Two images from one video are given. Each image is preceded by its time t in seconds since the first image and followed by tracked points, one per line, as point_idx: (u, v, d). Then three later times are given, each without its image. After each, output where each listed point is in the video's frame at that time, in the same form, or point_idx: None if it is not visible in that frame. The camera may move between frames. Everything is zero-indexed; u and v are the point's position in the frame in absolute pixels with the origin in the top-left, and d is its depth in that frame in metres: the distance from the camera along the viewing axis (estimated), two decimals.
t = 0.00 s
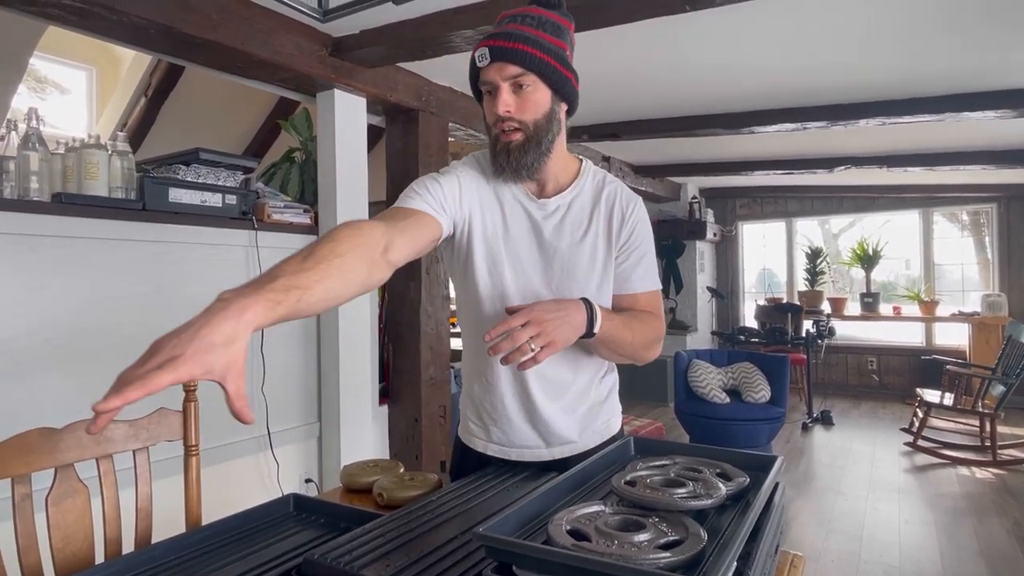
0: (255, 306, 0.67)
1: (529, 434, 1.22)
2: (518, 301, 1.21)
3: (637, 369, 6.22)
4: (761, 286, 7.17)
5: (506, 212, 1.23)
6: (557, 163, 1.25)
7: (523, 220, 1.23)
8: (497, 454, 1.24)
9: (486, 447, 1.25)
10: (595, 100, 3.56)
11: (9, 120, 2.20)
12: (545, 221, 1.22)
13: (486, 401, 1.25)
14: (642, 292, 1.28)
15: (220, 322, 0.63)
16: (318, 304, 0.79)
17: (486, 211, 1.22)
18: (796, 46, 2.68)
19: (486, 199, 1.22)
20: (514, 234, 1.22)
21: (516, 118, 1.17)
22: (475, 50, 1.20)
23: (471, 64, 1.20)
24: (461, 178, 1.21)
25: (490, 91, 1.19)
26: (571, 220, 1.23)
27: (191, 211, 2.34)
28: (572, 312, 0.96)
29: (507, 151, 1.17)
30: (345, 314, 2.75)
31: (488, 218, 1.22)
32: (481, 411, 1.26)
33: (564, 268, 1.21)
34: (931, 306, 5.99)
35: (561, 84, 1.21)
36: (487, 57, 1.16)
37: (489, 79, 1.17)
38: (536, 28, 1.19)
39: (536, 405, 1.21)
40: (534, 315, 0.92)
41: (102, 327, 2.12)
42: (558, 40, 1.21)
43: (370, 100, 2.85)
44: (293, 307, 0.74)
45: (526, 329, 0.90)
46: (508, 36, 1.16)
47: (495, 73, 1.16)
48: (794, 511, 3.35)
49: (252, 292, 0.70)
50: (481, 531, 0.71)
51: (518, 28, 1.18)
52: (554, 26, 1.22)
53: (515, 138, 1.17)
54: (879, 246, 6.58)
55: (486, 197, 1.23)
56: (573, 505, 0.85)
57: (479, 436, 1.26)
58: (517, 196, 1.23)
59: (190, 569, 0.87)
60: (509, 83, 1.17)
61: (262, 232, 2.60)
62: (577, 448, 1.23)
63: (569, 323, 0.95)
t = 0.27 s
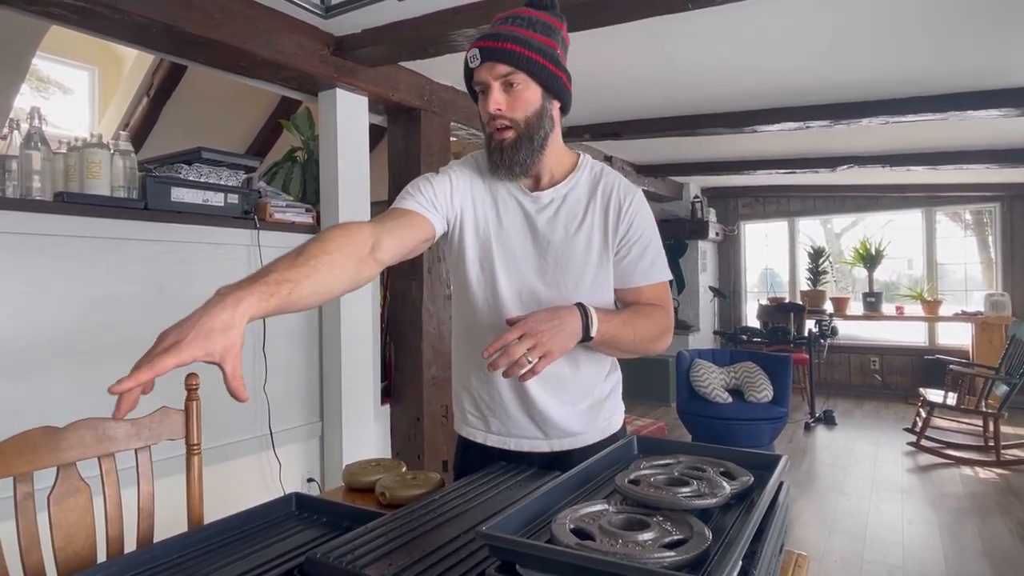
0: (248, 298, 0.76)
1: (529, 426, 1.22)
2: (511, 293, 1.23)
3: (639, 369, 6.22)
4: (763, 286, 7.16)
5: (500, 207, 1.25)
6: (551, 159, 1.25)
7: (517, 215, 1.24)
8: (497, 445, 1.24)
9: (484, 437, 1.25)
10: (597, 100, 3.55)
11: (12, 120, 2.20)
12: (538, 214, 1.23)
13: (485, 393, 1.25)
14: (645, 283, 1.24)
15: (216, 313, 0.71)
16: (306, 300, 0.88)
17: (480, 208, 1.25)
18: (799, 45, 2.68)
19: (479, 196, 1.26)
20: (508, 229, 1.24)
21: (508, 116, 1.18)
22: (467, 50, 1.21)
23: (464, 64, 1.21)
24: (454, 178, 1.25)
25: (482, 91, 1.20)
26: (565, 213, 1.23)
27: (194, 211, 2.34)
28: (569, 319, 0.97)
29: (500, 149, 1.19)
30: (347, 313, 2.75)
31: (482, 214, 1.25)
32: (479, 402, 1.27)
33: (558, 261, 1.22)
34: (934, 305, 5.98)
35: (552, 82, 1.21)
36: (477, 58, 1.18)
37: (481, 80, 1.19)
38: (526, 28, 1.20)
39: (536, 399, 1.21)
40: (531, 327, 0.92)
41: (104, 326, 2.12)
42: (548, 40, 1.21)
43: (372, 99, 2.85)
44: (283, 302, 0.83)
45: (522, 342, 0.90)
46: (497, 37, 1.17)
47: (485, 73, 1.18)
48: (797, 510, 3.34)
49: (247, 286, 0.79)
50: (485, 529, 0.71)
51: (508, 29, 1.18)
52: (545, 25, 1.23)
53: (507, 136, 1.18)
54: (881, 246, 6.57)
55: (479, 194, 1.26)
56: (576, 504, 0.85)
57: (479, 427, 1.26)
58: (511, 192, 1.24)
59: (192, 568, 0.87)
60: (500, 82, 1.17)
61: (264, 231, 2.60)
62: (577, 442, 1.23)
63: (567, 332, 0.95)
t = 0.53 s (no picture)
0: (245, 284, 0.79)
1: (528, 417, 1.23)
2: (510, 285, 1.24)
3: (642, 368, 6.21)
4: (767, 285, 7.14)
5: (498, 204, 1.26)
6: (551, 159, 1.26)
7: (515, 211, 1.25)
8: (498, 436, 1.25)
9: (484, 427, 1.26)
10: (600, 98, 3.54)
11: (16, 118, 2.20)
12: (535, 210, 1.23)
13: (484, 384, 1.26)
14: (642, 276, 1.22)
15: (211, 292, 0.74)
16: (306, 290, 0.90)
17: (480, 205, 1.27)
18: (804, 42, 2.66)
19: (479, 194, 1.27)
20: (506, 225, 1.25)
21: (506, 118, 1.19)
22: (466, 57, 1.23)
23: (463, 71, 1.23)
24: (455, 176, 1.27)
25: (482, 96, 1.22)
26: (562, 208, 1.23)
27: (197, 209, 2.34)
28: (560, 310, 0.97)
29: (500, 150, 1.20)
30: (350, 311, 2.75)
31: (481, 210, 1.26)
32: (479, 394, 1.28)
33: (555, 256, 1.22)
34: (939, 305, 5.96)
35: (549, 84, 1.22)
36: (476, 63, 1.19)
37: (480, 85, 1.20)
38: (522, 32, 1.21)
39: (535, 390, 1.22)
40: (522, 315, 0.92)
41: (108, 324, 2.12)
42: (542, 44, 1.22)
43: (376, 97, 2.85)
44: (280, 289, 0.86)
45: (514, 331, 0.90)
46: (493, 43, 1.18)
47: (484, 78, 1.19)
48: (801, 510, 3.33)
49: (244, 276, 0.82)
50: (490, 527, 0.70)
51: (504, 34, 1.20)
52: (541, 29, 1.24)
53: (506, 138, 1.20)
54: (886, 245, 6.55)
55: (479, 193, 1.27)
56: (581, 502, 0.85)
57: (479, 418, 1.27)
58: (509, 189, 1.25)
59: (194, 566, 0.87)
60: (497, 87, 1.19)
61: (268, 229, 2.60)
62: (576, 434, 1.23)
63: (557, 322, 0.95)
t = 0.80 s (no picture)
0: (252, 263, 0.85)
1: (525, 409, 1.24)
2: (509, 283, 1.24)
3: (646, 368, 6.21)
4: (772, 285, 7.13)
5: (498, 204, 1.26)
6: (551, 163, 1.27)
7: (513, 210, 1.25)
8: (497, 428, 1.26)
9: (483, 419, 1.27)
10: (604, 98, 3.54)
11: (22, 119, 2.22)
12: (533, 208, 1.24)
13: (484, 377, 1.27)
14: (639, 274, 1.22)
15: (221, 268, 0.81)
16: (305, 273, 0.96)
17: (480, 204, 1.28)
18: (809, 42, 2.66)
19: (480, 194, 1.28)
20: (505, 224, 1.25)
21: (508, 124, 1.21)
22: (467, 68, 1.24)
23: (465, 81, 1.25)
24: (456, 178, 1.29)
25: (484, 104, 1.23)
26: (559, 207, 1.23)
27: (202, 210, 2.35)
28: (557, 310, 0.98)
29: (502, 154, 1.22)
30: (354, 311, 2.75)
31: (481, 210, 1.27)
32: (479, 387, 1.28)
33: (553, 253, 1.22)
34: (944, 305, 5.94)
35: (548, 92, 1.22)
36: (477, 73, 1.20)
37: (482, 93, 1.21)
38: (520, 43, 1.22)
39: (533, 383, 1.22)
40: (520, 318, 0.94)
41: (114, 324, 2.13)
42: (540, 54, 1.22)
43: (380, 98, 2.85)
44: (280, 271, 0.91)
45: (513, 332, 0.91)
46: (493, 54, 1.19)
47: (485, 87, 1.20)
48: (806, 510, 3.33)
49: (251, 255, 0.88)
50: (495, 527, 0.71)
51: (503, 45, 1.20)
52: (539, 39, 1.24)
53: (508, 142, 1.21)
54: (891, 245, 6.53)
55: (480, 193, 1.28)
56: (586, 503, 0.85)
57: (479, 409, 1.28)
58: (509, 189, 1.26)
59: (201, 565, 0.87)
60: (498, 95, 1.20)
61: (273, 230, 2.61)
62: (574, 428, 1.24)
63: (556, 321, 0.96)
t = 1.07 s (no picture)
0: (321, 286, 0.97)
1: (520, 406, 1.24)
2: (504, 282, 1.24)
3: (648, 369, 6.20)
4: (774, 285, 7.11)
5: (492, 206, 1.28)
6: (551, 162, 1.30)
7: (507, 210, 1.26)
8: (493, 426, 1.26)
9: (479, 416, 1.27)
10: (606, 98, 3.54)
11: (24, 121, 2.22)
12: (527, 208, 1.25)
13: (480, 375, 1.27)
14: (629, 271, 1.23)
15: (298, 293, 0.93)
16: (346, 306, 1.02)
17: (475, 207, 1.29)
18: (810, 41, 2.65)
19: (476, 197, 1.30)
20: (499, 224, 1.26)
21: (520, 122, 1.24)
22: (479, 64, 1.27)
23: (476, 77, 1.27)
24: (451, 185, 1.31)
25: (495, 101, 1.26)
26: (552, 206, 1.24)
27: (203, 211, 2.36)
28: (552, 305, 0.98)
29: (512, 151, 1.24)
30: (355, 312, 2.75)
31: (476, 212, 1.28)
32: (475, 385, 1.29)
33: (546, 251, 1.23)
34: (947, 305, 5.92)
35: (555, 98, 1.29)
36: (492, 70, 1.24)
37: (494, 90, 1.25)
38: (534, 47, 1.27)
39: (529, 377, 1.23)
40: (515, 313, 0.94)
41: (116, 325, 2.13)
42: (549, 59, 1.28)
43: (381, 98, 2.85)
44: (325, 301, 0.97)
45: (510, 329, 0.92)
46: (512, 53, 1.23)
47: (499, 84, 1.24)
48: (809, 512, 3.31)
49: (299, 291, 0.93)
50: (493, 530, 0.70)
51: (519, 47, 1.25)
52: (548, 47, 1.31)
53: (519, 140, 1.23)
54: (894, 245, 6.51)
55: (476, 197, 1.30)
56: (586, 505, 0.84)
57: (475, 407, 1.28)
58: (503, 191, 1.28)
59: (201, 567, 0.87)
60: (513, 93, 1.24)
61: (274, 231, 2.61)
62: (568, 423, 1.24)
63: (551, 317, 0.97)
